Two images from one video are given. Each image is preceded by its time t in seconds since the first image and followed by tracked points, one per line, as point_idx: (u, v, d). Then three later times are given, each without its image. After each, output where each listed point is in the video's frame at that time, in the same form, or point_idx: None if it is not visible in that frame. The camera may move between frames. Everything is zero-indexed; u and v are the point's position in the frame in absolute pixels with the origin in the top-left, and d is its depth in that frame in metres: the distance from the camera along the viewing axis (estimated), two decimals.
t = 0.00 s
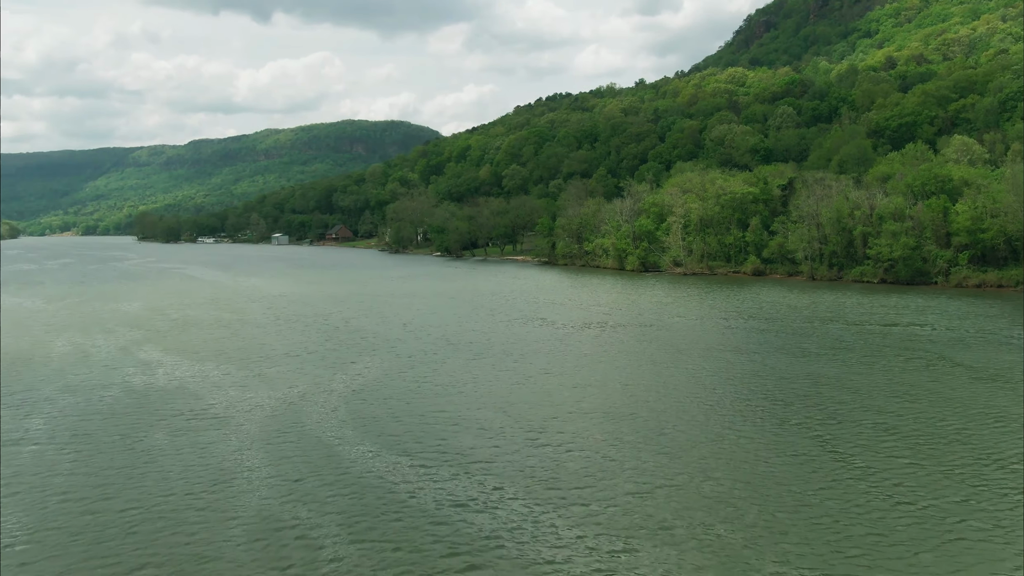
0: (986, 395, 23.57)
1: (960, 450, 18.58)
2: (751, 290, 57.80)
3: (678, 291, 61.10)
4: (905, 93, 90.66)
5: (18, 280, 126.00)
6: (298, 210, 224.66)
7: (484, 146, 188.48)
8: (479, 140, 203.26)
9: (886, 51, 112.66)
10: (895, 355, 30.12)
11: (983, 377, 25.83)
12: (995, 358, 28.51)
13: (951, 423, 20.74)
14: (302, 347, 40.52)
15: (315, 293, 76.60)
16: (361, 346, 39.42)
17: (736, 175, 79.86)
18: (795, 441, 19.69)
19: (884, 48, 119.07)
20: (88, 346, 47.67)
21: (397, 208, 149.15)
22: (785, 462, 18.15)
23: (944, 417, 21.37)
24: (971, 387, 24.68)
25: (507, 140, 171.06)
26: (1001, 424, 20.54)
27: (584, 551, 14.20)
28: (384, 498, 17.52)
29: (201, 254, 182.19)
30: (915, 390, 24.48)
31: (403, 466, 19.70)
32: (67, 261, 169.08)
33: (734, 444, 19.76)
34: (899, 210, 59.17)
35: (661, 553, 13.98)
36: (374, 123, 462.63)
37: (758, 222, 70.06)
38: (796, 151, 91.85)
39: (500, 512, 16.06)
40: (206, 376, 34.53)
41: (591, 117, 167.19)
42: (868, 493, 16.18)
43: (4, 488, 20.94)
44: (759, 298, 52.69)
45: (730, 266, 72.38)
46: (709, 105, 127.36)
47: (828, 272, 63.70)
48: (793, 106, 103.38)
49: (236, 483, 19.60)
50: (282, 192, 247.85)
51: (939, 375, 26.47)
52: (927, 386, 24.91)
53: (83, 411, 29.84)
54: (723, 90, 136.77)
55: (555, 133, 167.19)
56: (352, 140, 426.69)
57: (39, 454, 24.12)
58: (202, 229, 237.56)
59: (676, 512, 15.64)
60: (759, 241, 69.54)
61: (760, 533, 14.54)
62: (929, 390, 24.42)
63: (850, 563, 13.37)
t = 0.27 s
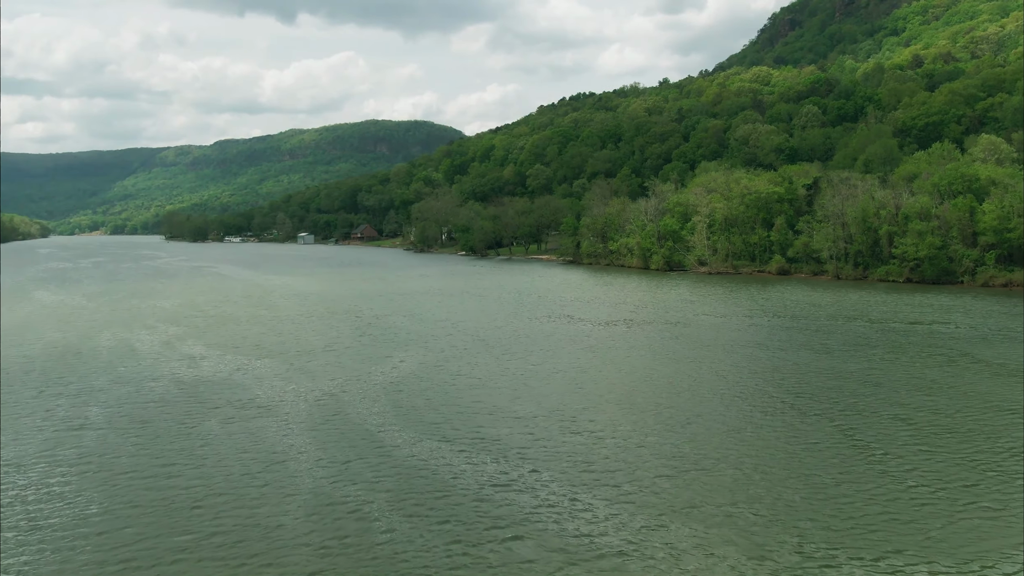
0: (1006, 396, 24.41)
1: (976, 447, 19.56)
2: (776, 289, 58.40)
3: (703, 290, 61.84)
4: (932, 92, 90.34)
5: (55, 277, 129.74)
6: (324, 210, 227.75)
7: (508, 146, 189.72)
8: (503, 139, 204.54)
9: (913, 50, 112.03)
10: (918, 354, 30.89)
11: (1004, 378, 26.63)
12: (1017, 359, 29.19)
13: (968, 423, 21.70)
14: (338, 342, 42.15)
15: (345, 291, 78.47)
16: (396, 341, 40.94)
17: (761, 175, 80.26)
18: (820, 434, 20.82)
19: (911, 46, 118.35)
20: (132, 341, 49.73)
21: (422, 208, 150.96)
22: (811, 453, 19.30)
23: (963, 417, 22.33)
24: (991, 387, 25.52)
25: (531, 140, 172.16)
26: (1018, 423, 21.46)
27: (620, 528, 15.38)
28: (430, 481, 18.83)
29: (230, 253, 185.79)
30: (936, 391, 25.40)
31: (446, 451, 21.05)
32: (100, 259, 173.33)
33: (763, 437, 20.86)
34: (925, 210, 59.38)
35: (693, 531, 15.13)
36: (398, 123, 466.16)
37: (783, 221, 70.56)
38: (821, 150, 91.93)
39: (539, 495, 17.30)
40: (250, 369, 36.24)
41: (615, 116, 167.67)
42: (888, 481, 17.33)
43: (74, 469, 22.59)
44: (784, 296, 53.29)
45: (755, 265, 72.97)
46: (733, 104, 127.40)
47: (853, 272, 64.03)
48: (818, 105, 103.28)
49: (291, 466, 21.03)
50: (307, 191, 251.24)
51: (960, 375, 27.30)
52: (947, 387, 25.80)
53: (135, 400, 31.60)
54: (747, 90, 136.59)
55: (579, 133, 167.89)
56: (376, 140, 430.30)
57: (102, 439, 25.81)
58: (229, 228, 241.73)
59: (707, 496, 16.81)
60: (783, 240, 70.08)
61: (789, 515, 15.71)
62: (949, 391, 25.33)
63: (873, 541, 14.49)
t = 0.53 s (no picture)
0: None
1: (994, 441, 20.29)
2: (799, 288, 58.82)
3: (727, 288, 62.41)
4: (959, 91, 89.94)
5: (89, 276, 133.21)
6: (348, 210, 230.71)
7: (530, 146, 190.72)
8: (525, 139, 205.57)
9: (939, 48, 111.35)
10: (940, 352, 31.49)
11: None
12: None
13: (989, 418, 22.37)
14: (371, 338, 43.55)
15: (373, 289, 80.09)
16: (427, 337, 42.23)
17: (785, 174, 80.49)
18: (841, 428, 21.73)
19: (937, 44, 117.58)
20: (171, 336, 51.56)
21: (446, 208, 152.50)
22: (832, 445, 20.21)
23: (983, 412, 22.99)
24: (1013, 384, 26.08)
25: (553, 140, 172.99)
26: None
27: (650, 510, 16.38)
28: (469, 467, 20.00)
29: (256, 252, 188.97)
30: (957, 387, 26.06)
31: (482, 440, 22.20)
32: (131, 258, 177.21)
33: (785, 429, 21.85)
34: (950, 209, 59.43)
35: (719, 514, 16.09)
36: (420, 124, 469.20)
37: (807, 220, 70.92)
38: (846, 150, 91.98)
39: (573, 480, 18.35)
40: (287, 364, 37.75)
41: (638, 116, 167.94)
42: (906, 471, 18.20)
43: (131, 455, 24.06)
44: (807, 295, 53.79)
45: (779, 264, 73.45)
46: (757, 103, 127.34)
47: (877, 271, 64.29)
48: (843, 104, 103.07)
49: (335, 453, 22.30)
50: (332, 191, 254.32)
51: (981, 372, 27.89)
52: (968, 383, 26.44)
53: (181, 392, 33.18)
54: (771, 89, 136.22)
55: (602, 132, 168.43)
56: (398, 140, 433.33)
57: (153, 428, 27.33)
58: (255, 228, 245.50)
59: (732, 482, 17.79)
60: (807, 240, 70.41)
61: (809, 499, 16.69)
62: (970, 387, 25.95)
63: (889, 523, 15.42)
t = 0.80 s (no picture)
0: None
1: (1014, 433, 21.16)
2: (827, 288, 59.29)
3: (754, 287, 63.07)
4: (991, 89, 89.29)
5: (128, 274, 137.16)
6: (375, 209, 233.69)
7: (557, 146, 191.76)
8: (552, 139, 206.68)
9: (971, 46, 110.38)
10: (966, 349, 32.18)
11: None
12: None
13: (1011, 412, 23.18)
14: (406, 334, 45.14)
15: (404, 287, 81.89)
16: (461, 333, 43.67)
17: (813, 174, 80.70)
18: (864, 420, 22.73)
19: (969, 42, 116.52)
20: (214, 332, 53.68)
21: (473, 207, 154.06)
22: (855, 435, 21.27)
23: (1006, 407, 23.80)
24: None
25: (580, 140, 173.79)
26: None
27: (681, 494, 17.58)
28: (509, 453, 21.32)
29: (286, 250, 192.53)
30: (981, 383, 26.85)
31: (520, 429, 23.52)
32: (166, 257, 181.77)
33: (809, 421, 22.94)
34: (980, 209, 59.42)
35: (746, 498, 17.23)
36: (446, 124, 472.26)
37: (835, 220, 71.19)
38: (875, 149, 91.95)
39: (607, 467, 19.59)
40: (328, 358, 39.44)
41: (664, 115, 168.19)
42: (927, 460, 19.19)
43: (191, 440, 25.79)
44: (835, 294, 54.28)
45: (807, 264, 73.91)
46: (785, 102, 127.13)
47: (906, 271, 64.49)
48: (872, 103, 102.68)
49: (381, 439, 23.78)
50: (359, 191, 257.58)
51: (1005, 369, 28.59)
52: (992, 380, 27.20)
53: (229, 383, 34.99)
54: (799, 87, 135.70)
55: (628, 132, 168.92)
56: (424, 139, 436.66)
57: (209, 416, 29.08)
58: (284, 227, 249.67)
59: (758, 469, 18.92)
60: (835, 239, 70.68)
61: (831, 484, 17.81)
62: (994, 383, 26.70)
63: (906, 505, 16.50)
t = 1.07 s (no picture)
0: None
1: None
2: (851, 287, 59.64)
3: (778, 287, 63.57)
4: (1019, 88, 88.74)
5: (158, 272, 140.60)
6: (398, 209, 235.95)
7: (579, 145, 192.44)
8: (574, 139, 207.38)
9: (999, 43, 109.51)
10: (989, 347, 32.85)
11: None
12: None
13: None
14: (435, 330, 46.45)
15: (430, 285, 83.45)
16: (489, 329, 44.93)
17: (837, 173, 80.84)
18: (883, 414, 23.71)
19: (996, 39, 115.58)
20: (249, 328, 55.48)
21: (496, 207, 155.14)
22: (877, 429, 22.24)
23: None
24: None
25: (602, 140, 174.44)
26: None
27: (707, 482, 18.65)
28: (542, 442, 22.49)
29: (312, 249, 195.29)
30: (1001, 380, 27.63)
31: (550, 420, 24.72)
32: (194, 256, 185.58)
33: (830, 415, 23.95)
34: (1006, 208, 59.35)
35: (767, 484, 18.38)
36: (468, 124, 474.38)
37: (859, 220, 71.38)
38: (900, 148, 91.96)
39: (634, 456, 20.74)
40: (361, 352, 40.90)
41: (687, 115, 168.22)
42: (945, 452, 20.16)
43: (238, 428, 27.32)
44: (858, 294, 54.68)
45: (831, 263, 74.23)
46: (809, 101, 126.85)
47: (931, 270, 64.65)
48: (897, 102, 102.31)
49: (419, 428, 25.13)
50: (382, 190, 260.42)
51: None
52: (1013, 376, 27.94)
53: (269, 376, 36.49)
54: (824, 86, 135.18)
55: (651, 131, 169.19)
56: (446, 139, 439.19)
57: (252, 406, 30.63)
58: (309, 226, 252.95)
59: (782, 458, 19.94)
60: (860, 239, 70.97)
61: (851, 473, 18.84)
62: (1014, 380, 27.46)
63: (922, 493, 17.53)
